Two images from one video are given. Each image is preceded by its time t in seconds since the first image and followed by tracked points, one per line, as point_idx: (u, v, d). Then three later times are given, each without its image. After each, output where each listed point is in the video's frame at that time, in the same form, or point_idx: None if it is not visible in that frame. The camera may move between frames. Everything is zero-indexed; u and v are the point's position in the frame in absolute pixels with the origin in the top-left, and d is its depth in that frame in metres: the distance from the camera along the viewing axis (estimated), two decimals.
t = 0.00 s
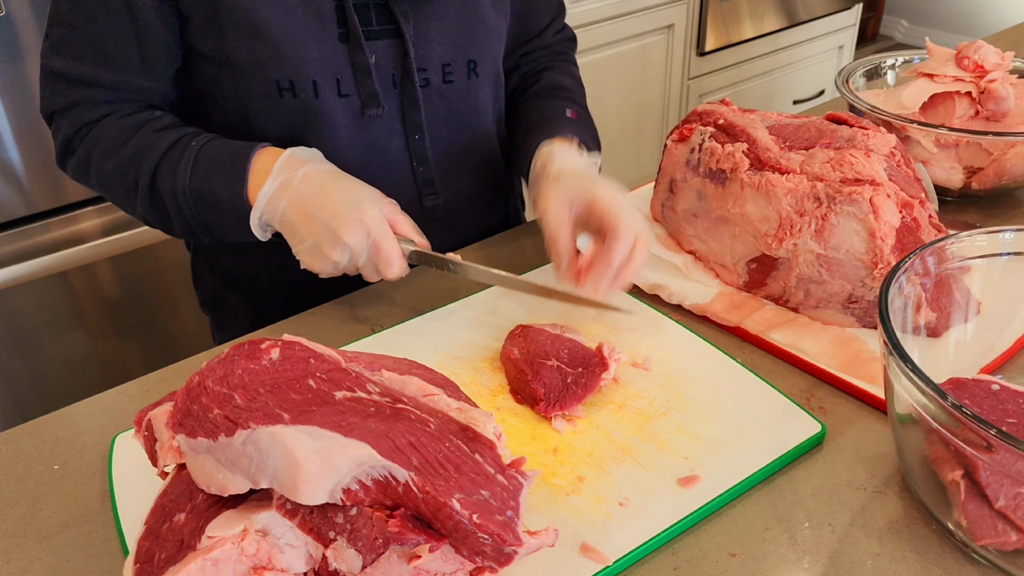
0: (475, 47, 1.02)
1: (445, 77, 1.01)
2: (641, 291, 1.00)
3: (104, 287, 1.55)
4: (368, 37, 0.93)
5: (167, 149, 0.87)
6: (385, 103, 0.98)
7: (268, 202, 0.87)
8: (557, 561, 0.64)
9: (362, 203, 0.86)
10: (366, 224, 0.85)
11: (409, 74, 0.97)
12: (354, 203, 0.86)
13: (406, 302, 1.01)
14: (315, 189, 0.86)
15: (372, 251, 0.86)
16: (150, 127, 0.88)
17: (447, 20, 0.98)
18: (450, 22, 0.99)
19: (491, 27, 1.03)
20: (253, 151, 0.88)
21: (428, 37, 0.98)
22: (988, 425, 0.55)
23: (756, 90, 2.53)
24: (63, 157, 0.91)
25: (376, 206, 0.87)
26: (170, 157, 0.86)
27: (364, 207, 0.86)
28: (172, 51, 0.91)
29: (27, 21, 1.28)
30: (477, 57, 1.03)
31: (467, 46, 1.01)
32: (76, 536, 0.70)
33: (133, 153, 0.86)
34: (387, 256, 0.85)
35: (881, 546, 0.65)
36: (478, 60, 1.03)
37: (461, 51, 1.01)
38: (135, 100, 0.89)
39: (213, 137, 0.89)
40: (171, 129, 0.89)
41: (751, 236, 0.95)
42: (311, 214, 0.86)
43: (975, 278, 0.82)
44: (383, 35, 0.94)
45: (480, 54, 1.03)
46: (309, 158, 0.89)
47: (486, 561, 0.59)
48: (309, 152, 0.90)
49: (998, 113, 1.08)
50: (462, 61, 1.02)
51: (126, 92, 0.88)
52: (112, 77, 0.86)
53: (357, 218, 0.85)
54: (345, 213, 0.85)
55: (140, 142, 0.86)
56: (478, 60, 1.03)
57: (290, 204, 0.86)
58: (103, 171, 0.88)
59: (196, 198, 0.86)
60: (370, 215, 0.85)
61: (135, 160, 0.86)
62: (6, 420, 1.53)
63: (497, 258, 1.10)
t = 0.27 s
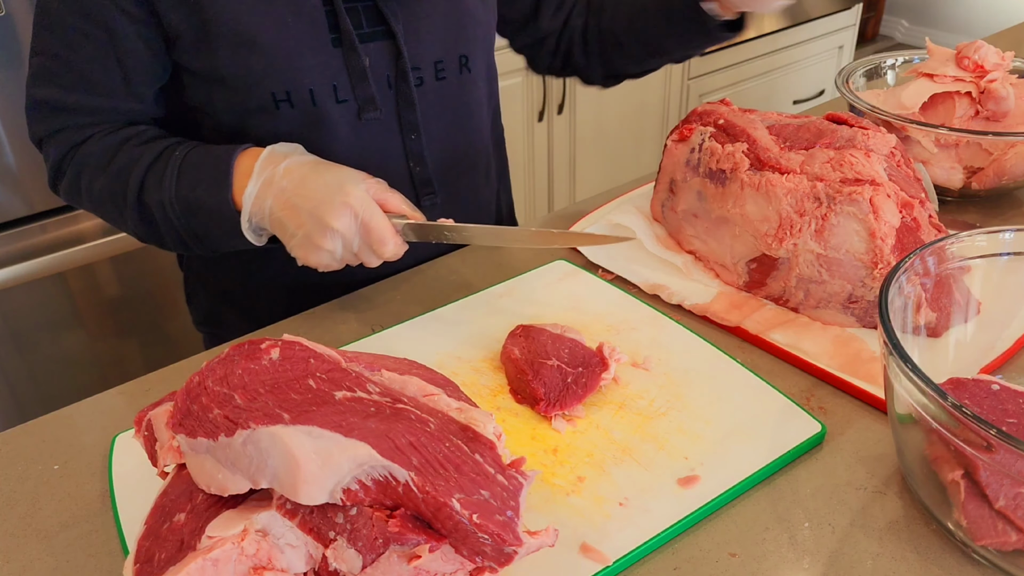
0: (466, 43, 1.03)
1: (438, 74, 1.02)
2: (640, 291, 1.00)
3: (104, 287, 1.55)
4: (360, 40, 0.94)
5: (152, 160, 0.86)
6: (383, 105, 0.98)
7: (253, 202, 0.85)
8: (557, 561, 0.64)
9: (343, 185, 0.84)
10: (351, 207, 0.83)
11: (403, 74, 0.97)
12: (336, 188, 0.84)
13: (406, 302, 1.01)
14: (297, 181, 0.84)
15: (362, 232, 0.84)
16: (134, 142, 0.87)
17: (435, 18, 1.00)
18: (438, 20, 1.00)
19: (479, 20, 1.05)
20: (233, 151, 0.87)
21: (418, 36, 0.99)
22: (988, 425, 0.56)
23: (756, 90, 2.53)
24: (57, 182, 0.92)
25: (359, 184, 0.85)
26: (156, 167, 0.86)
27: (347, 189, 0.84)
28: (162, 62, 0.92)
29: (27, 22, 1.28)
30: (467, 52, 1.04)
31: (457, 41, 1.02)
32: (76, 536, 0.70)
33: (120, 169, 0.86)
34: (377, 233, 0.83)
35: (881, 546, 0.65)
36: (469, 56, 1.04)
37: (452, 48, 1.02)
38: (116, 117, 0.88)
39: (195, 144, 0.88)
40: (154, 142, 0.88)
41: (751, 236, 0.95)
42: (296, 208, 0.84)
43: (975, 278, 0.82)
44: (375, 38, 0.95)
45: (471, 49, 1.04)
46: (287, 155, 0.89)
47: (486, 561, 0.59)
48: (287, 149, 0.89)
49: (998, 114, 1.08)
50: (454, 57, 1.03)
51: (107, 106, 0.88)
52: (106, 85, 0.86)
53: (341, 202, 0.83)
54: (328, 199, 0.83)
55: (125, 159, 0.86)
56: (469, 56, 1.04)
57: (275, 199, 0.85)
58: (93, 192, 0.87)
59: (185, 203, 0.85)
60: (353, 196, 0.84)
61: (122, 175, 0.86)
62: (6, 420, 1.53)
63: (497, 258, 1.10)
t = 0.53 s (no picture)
0: (456, 46, 1.03)
1: (427, 78, 1.02)
2: (640, 291, 1.00)
3: (104, 287, 1.55)
4: (347, 43, 0.94)
5: (125, 161, 0.87)
6: (369, 109, 0.98)
7: (201, 208, 0.85)
8: (557, 561, 0.64)
9: (285, 200, 0.82)
10: (288, 222, 0.81)
11: (391, 78, 0.97)
12: (276, 201, 0.82)
13: (406, 301, 1.01)
14: (241, 191, 0.83)
15: (298, 249, 0.82)
16: (111, 142, 0.88)
17: (426, 20, 0.99)
18: (427, 22, 1.00)
19: (470, 23, 1.04)
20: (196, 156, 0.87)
21: (405, 39, 0.99)
22: (988, 425, 0.56)
23: (756, 90, 2.53)
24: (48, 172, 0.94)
25: (303, 201, 0.83)
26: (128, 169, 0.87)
27: (288, 204, 0.82)
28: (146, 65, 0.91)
29: (25, 22, 1.28)
30: (457, 56, 1.04)
31: (446, 45, 1.02)
32: (76, 536, 0.70)
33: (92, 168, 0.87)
34: (312, 251, 0.81)
35: (881, 546, 0.65)
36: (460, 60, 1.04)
37: (441, 52, 1.02)
38: (96, 116, 0.89)
39: (167, 147, 0.89)
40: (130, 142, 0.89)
41: (751, 236, 0.95)
42: (236, 219, 0.83)
43: (975, 278, 0.82)
44: (361, 40, 0.95)
45: (461, 53, 1.04)
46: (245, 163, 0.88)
47: (486, 561, 0.59)
48: (244, 157, 0.89)
49: (998, 114, 1.08)
50: (443, 61, 1.03)
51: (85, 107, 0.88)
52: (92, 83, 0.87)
53: (279, 217, 0.81)
54: (267, 213, 0.82)
55: (99, 157, 0.87)
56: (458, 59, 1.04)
57: (222, 208, 0.84)
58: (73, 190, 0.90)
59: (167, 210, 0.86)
60: (292, 212, 0.82)
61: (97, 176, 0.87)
62: (6, 420, 1.53)
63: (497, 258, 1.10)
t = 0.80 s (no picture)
0: (446, 51, 1.02)
1: (414, 83, 1.01)
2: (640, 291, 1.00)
3: (104, 287, 1.55)
4: (331, 44, 0.93)
5: (120, 157, 0.90)
6: (351, 110, 0.97)
7: (191, 211, 0.88)
8: (556, 561, 0.64)
9: (271, 209, 0.84)
10: (273, 232, 0.83)
11: (375, 82, 0.96)
12: (262, 210, 0.84)
13: (406, 301, 1.01)
14: (229, 197, 0.86)
15: (283, 258, 0.84)
16: (112, 137, 0.92)
17: (416, 23, 0.98)
18: (417, 27, 0.98)
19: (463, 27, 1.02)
20: (185, 158, 0.90)
21: (393, 43, 0.97)
22: (988, 425, 0.56)
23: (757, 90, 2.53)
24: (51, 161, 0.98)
25: (289, 211, 0.85)
26: (123, 165, 0.90)
27: (273, 214, 0.84)
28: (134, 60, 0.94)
29: (25, 22, 1.28)
30: (447, 61, 1.02)
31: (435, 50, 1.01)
32: (76, 536, 0.70)
33: (90, 163, 0.91)
34: (296, 261, 0.83)
35: (881, 546, 0.65)
36: (449, 66, 1.02)
37: (430, 57, 1.01)
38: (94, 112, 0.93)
39: (161, 146, 0.92)
40: (129, 138, 0.92)
41: (751, 236, 0.95)
42: (223, 224, 0.86)
43: (975, 278, 0.82)
44: (347, 42, 0.93)
45: (451, 59, 1.02)
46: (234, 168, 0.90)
47: (486, 561, 0.59)
48: (236, 161, 0.91)
49: (998, 114, 1.08)
50: (432, 66, 1.01)
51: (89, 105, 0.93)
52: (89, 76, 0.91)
53: (264, 226, 0.83)
54: (252, 221, 0.84)
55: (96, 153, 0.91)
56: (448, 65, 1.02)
57: (210, 213, 0.87)
58: (75, 183, 0.94)
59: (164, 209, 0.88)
60: (277, 222, 0.84)
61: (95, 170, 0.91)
62: (6, 420, 1.53)
63: (497, 258, 1.10)
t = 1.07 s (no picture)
0: (424, 60, 1.00)
1: (390, 91, 1.00)
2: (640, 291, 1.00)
3: (104, 287, 1.55)
4: (300, 52, 0.92)
5: (113, 159, 0.92)
6: (320, 119, 0.97)
7: (170, 213, 0.90)
8: (556, 561, 0.64)
9: (243, 216, 0.86)
10: (243, 239, 0.85)
11: (345, 90, 0.96)
12: (234, 216, 0.86)
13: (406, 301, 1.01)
14: (205, 201, 0.87)
15: (252, 264, 0.85)
16: (106, 138, 0.94)
17: (392, 31, 0.96)
18: (394, 35, 0.96)
19: (444, 36, 1.00)
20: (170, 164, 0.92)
21: (367, 52, 0.96)
22: (988, 425, 0.56)
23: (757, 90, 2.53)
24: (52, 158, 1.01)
25: (261, 218, 0.86)
26: (114, 167, 0.92)
27: (244, 220, 0.85)
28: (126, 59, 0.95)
29: (26, 22, 1.28)
30: (426, 70, 1.01)
31: (413, 58, 0.99)
32: (77, 536, 0.70)
33: (86, 162, 0.93)
34: (266, 268, 0.84)
35: (882, 546, 0.65)
36: (427, 76, 1.01)
37: (408, 65, 0.99)
38: (91, 112, 0.95)
39: (152, 148, 0.94)
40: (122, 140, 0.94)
41: (751, 236, 0.95)
42: (197, 228, 0.88)
43: (975, 278, 0.82)
44: (317, 50, 0.93)
45: (429, 68, 1.00)
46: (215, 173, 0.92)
47: (486, 561, 0.59)
48: (217, 167, 0.93)
49: (998, 114, 1.08)
50: (409, 75, 1.00)
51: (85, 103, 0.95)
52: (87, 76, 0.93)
53: (235, 232, 0.85)
54: (225, 226, 0.85)
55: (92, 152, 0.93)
56: (427, 74, 1.01)
57: (187, 216, 0.89)
58: (74, 180, 0.97)
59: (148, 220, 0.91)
60: (248, 228, 0.85)
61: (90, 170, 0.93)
62: (6, 420, 1.53)
63: (496, 258, 1.09)
